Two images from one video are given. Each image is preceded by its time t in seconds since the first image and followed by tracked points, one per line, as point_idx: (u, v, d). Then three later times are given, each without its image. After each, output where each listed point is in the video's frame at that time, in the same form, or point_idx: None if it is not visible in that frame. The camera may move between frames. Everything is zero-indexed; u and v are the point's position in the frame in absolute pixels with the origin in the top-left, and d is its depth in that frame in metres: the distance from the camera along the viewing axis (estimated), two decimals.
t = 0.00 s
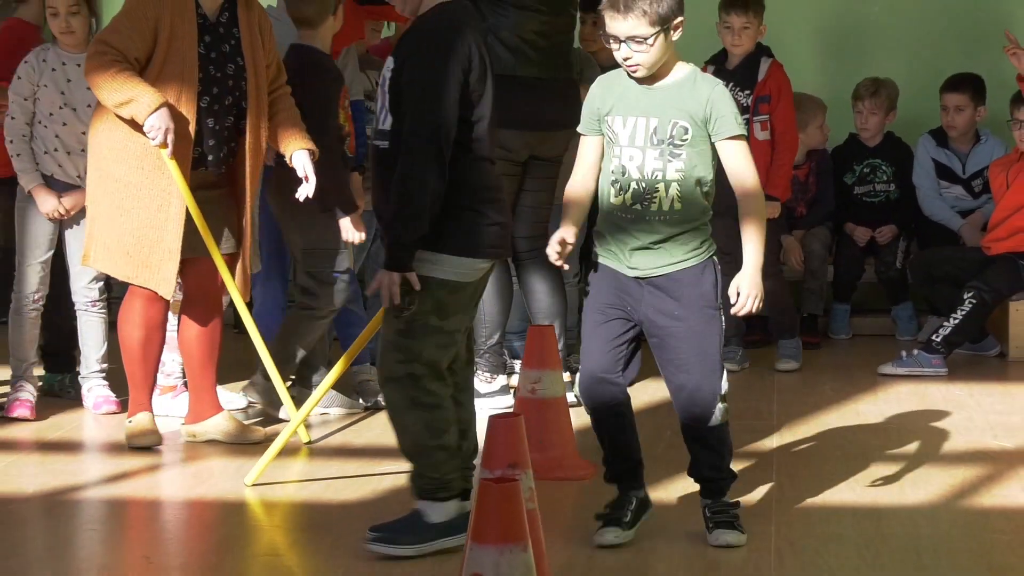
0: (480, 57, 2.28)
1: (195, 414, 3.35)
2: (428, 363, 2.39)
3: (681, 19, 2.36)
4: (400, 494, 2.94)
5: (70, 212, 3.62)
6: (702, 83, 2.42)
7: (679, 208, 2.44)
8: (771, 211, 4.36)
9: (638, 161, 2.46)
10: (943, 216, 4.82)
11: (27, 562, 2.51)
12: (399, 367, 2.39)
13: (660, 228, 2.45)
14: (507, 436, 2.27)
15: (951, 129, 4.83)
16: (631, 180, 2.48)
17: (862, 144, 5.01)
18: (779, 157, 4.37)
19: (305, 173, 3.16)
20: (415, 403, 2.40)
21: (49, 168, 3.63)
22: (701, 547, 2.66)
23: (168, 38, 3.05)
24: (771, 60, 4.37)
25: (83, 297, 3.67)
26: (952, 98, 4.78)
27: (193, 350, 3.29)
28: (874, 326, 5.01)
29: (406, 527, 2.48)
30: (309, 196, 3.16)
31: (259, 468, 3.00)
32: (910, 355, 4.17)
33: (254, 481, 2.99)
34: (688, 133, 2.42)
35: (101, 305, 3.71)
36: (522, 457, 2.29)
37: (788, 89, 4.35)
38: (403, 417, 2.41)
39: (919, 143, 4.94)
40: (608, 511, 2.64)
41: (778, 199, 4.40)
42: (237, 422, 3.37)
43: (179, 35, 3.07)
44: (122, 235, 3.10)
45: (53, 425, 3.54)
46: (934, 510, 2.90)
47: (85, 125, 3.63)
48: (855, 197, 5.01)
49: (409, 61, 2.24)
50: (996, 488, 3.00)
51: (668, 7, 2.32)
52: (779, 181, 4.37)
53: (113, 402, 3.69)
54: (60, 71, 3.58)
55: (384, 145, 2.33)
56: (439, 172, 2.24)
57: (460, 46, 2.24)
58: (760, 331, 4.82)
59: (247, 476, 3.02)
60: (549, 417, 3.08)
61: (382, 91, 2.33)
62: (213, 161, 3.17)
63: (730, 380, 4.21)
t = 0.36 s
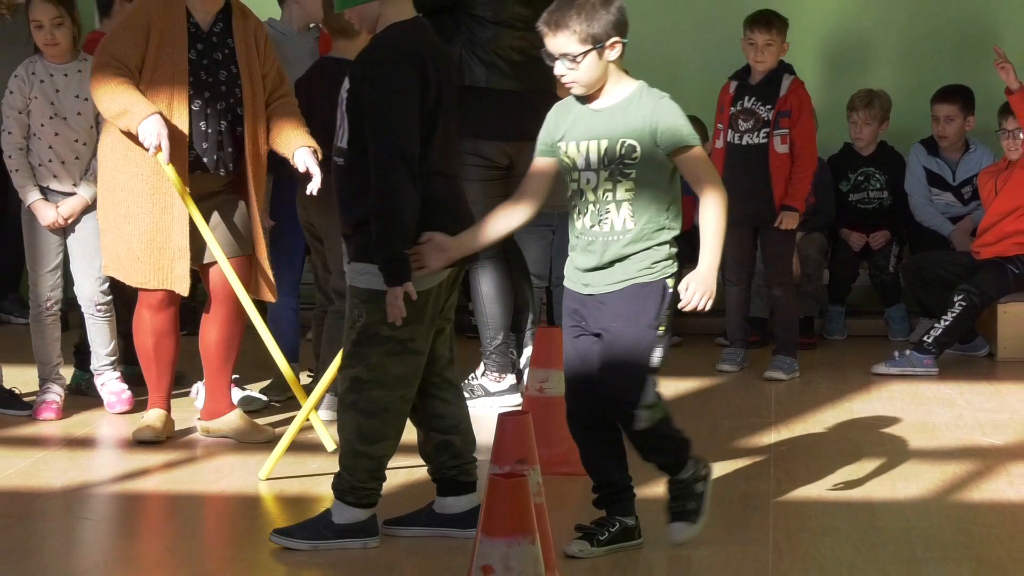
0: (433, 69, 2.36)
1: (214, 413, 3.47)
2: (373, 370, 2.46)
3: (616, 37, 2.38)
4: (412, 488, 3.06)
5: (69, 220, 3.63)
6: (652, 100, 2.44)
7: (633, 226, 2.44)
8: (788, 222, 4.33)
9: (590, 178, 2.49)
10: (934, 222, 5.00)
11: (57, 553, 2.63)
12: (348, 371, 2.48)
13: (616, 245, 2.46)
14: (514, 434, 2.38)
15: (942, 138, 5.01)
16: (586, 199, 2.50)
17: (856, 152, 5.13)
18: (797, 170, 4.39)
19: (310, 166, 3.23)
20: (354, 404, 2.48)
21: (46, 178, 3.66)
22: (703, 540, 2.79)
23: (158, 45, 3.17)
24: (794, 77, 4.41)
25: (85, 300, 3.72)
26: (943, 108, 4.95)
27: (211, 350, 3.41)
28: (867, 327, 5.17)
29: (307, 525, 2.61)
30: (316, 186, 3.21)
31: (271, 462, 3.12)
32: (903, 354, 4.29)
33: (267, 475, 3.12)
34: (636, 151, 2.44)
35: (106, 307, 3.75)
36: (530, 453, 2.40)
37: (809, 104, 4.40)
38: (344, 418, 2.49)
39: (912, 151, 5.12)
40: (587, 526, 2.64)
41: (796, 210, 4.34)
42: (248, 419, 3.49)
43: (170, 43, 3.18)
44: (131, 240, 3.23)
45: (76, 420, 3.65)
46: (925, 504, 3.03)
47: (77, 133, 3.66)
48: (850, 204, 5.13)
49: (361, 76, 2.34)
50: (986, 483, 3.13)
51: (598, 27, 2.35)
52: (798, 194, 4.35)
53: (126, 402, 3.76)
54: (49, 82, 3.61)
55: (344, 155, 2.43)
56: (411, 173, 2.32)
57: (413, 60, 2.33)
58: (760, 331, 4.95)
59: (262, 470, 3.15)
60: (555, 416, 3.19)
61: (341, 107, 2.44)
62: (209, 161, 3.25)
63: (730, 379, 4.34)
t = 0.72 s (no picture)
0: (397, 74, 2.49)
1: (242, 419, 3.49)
2: (364, 374, 2.58)
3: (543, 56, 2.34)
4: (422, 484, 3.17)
5: (71, 217, 3.67)
6: (588, 119, 2.37)
7: (580, 240, 2.39)
8: (796, 234, 4.41)
9: (533, 202, 2.43)
10: (925, 228, 5.09)
11: (86, 548, 2.73)
12: (340, 380, 2.59)
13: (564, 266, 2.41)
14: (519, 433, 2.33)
15: (933, 146, 5.11)
16: (533, 222, 2.45)
17: (850, 161, 5.26)
18: (807, 181, 4.45)
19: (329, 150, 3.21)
20: (352, 411, 2.60)
21: (51, 177, 3.71)
22: (705, 535, 2.91)
23: (177, 58, 3.24)
24: (806, 88, 4.45)
25: (82, 298, 3.73)
26: (933, 118, 5.07)
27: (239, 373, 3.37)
28: (860, 328, 5.29)
29: (319, 522, 2.71)
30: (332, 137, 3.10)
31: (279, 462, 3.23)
32: (895, 356, 4.41)
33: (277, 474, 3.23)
34: (574, 172, 2.37)
35: (102, 309, 3.76)
36: (536, 450, 2.34)
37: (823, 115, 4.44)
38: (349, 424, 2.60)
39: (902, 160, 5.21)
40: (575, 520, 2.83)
41: (805, 221, 4.42)
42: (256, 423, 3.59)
43: (189, 55, 3.25)
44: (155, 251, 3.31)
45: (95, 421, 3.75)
46: (916, 499, 3.15)
47: (85, 134, 3.70)
48: (844, 211, 5.23)
49: (327, 85, 2.45)
50: (975, 479, 3.25)
51: (524, 47, 2.31)
52: (808, 205, 4.42)
53: (99, 412, 3.69)
54: (58, 85, 3.68)
55: (309, 164, 2.59)
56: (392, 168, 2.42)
57: (380, 66, 2.45)
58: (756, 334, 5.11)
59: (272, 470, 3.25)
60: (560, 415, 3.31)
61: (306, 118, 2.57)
62: (225, 170, 3.31)
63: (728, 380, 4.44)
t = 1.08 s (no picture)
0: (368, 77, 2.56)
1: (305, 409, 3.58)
2: (353, 373, 2.61)
3: (499, 56, 2.37)
4: (429, 479, 3.27)
5: (98, 224, 3.75)
6: (545, 124, 2.41)
7: (524, 242, 2.41)
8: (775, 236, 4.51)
9: (485, 199, 2.47)
10: (913, 232, 5.20)
11: (110, 540, 2.85)
12: (331, 380, 2.62)
13: (511, 265, 2.43)
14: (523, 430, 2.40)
15: (922, 153, 5.24)
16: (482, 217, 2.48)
17: (840, 168, 5.41)
18: (785, 187, 4.52)
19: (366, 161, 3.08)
20: (346, 408, 2.62)
21: (76, 185, 3.81)
22: (702, 529, 3.03)
23: (189, 63, 3.20)
24: (784, 96, 4.54)
25: (107, 301, 3.82)
26: (923, 125, 5.20)
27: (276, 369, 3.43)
28: (852, 330, 5.44)
29: (330, 515, 2.77)
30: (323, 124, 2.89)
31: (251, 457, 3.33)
32: (884, 355, 4.53)
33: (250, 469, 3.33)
34: (527, 172, 2.41)
35: (125, 311, 3.85)
36: (538, 447, 2.42)
37: (799, 125, 4.53)
38: (343, 423, 2.63)
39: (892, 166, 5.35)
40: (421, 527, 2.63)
41: (782, 223, 4.52)
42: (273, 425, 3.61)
43: (199, 63, 3.19)
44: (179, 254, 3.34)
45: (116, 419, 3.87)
46: (906, 493, 3.27)
47: (108, 143, 3.80)
48: (835, 216, 5.39)
49: (308, 88, 2.51)
50: (962, 474, 3.37)
51: (475, 47, 2.35)
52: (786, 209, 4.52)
53: (117, 410, 3.79)
54: (83, 95, 3.78)
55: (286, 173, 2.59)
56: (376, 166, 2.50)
57: (351, 70, 2.52)
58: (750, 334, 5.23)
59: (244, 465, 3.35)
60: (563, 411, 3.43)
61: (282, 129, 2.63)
62: (237, 182, 3.20)
63: (724, 379, 4.55)
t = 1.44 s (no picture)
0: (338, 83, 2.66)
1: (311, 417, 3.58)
2: (294, 367, 2.70)
3: (417, 67, 2.46)
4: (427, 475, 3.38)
5: (121, 231, 3.90)
6: (482, 129, 2.48)
7: (456, 246, 2.50)
8: (737, 233, 4.61)
9: (423, 200, 2.54)
10: (898, 233, 5.33)
11: (127, 532, 2.97)
12: (271, 372, 2.71)
13: (442, 267, 2.51)
14: (523, 427, 2.55)
15: (908, 157, 5.37)
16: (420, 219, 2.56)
17: (829, 172, 5.55)
18: (748, 185, 4.65)
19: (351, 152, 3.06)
20: (281, 401, 2.72)
21: (100, 194, 3.96)
22: (695, 520, 3.16)
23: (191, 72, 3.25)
24: (750, 100, 4.68)
25: (125, 305, 3.95)
26: (910, 130, 5.32)
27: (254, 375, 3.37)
28: (841, 327, 5.56)
29: (273, 509, 2.87)
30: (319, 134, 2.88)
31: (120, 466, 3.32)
32: (871, 352, 4.64)
33: (115, 478, 3.32)
34: (458, 178, 2.49)
35: (143, 315, 3.97)
36: (537, 442, 2.57)
37: (764, 126, 4.64)
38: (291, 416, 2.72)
39: (879, 170, 5.47)
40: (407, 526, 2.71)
41: (745, 221, 4.63)
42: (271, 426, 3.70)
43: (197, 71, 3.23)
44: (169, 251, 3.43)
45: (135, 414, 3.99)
46: (892, 485, 3.39)
47: (131, 155, 3.96)
48: (823, 218, 5.52)
49: (276, 93, 2.62)
50: (947, 467, 3.49)
51: (399, 56, 2.47)
52: (750, 207, 4.64)
53: (132, 406, 3.93)
54: (111, 108, 3.95)
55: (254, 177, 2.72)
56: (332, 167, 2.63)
57: (318, 78, 2.61)
58: (741, 333, 5.37)
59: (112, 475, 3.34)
60: (562, 408, 3.56)
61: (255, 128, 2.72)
62: (221, 192, 3.22)
63: (716, 375, 4.67)
